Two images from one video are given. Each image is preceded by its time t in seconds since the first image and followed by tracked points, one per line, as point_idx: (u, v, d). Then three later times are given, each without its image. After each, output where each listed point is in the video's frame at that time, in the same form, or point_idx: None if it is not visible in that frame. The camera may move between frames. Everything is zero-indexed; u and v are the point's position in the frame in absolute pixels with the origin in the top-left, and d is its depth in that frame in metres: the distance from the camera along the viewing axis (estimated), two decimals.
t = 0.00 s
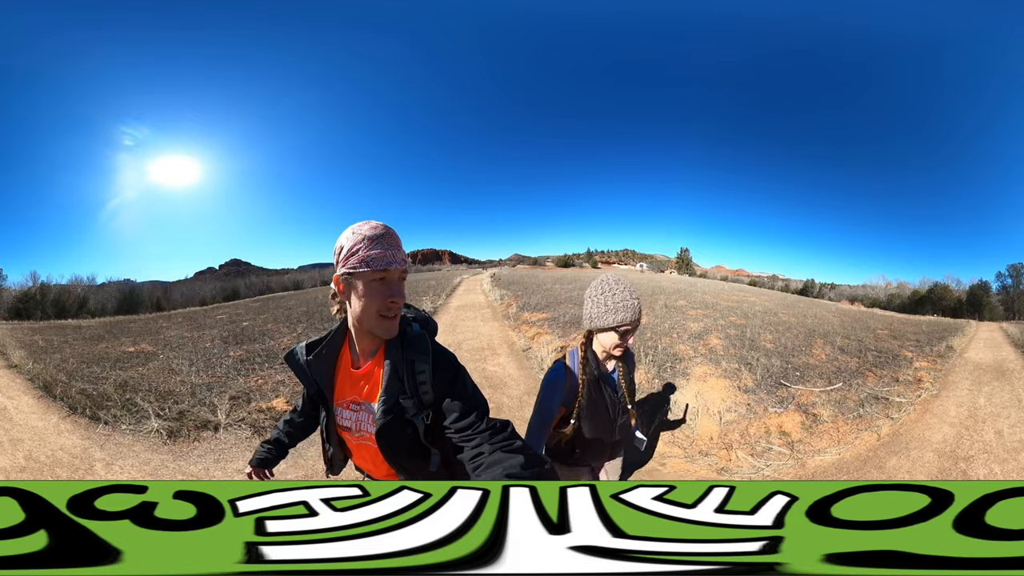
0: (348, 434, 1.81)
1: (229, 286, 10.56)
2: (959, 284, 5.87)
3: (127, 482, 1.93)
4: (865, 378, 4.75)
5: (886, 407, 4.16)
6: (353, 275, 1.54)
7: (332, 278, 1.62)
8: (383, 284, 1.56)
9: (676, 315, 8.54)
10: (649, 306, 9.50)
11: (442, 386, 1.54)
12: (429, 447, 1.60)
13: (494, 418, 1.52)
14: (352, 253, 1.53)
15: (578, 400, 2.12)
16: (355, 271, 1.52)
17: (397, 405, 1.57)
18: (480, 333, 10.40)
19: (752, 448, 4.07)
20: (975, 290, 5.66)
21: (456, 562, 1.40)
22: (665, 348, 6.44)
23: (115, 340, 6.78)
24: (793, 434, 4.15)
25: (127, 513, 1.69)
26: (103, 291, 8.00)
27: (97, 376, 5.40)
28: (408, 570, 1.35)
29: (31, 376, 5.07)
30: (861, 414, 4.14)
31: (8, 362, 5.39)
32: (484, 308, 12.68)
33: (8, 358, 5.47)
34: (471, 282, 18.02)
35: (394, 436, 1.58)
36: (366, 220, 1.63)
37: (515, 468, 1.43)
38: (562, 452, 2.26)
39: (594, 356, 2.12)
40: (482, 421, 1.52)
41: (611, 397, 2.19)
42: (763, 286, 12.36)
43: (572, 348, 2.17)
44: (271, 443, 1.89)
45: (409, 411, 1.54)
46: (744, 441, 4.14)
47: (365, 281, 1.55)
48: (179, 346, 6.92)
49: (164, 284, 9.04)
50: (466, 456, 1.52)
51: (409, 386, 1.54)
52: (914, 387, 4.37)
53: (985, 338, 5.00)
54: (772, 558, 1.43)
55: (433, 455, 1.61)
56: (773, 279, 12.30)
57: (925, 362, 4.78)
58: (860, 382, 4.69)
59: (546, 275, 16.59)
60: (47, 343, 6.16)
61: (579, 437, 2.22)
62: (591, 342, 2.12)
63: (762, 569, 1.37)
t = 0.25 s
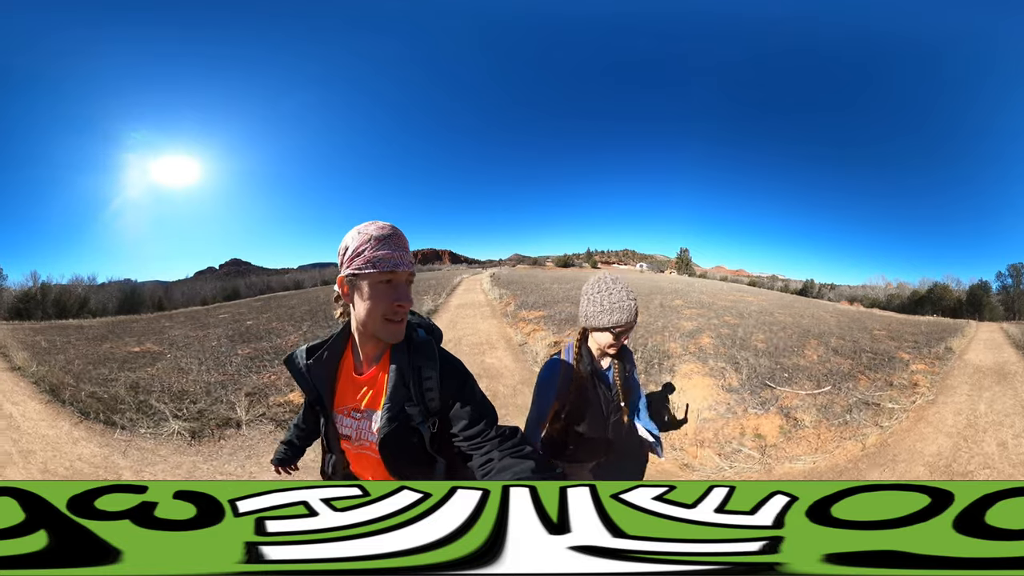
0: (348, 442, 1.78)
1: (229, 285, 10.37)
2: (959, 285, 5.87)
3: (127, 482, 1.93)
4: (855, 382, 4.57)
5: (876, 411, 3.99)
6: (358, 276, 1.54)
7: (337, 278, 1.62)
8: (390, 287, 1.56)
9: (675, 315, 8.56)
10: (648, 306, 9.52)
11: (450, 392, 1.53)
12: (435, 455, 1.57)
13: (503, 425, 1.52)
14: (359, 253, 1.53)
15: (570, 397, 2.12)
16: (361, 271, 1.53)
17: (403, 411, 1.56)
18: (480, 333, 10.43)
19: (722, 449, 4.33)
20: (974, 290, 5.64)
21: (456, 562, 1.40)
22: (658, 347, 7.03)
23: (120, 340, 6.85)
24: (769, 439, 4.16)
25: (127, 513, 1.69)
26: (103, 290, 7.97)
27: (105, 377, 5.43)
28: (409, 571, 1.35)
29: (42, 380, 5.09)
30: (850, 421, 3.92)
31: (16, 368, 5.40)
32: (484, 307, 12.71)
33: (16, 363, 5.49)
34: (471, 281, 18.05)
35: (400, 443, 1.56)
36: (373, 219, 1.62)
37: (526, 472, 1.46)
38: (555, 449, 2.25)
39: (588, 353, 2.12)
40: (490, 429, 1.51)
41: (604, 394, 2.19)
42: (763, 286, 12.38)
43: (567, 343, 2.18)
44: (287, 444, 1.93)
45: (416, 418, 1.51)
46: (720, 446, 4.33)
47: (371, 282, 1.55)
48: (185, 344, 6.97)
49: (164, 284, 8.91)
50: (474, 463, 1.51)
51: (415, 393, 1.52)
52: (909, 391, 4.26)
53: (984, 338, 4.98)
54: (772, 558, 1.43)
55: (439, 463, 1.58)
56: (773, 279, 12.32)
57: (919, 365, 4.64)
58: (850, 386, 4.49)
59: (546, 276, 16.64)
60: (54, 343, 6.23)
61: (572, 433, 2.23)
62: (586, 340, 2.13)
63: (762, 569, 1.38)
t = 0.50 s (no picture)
0: (358, 435, 1.79)
1: (229, 286, 10.26)
2: (959, 284, 5.87)
3: (127, 482, 1.93)
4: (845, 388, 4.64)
5: (862, 421, 4.04)
6: (363, 271, 1.54)
7: (341, 274, 1.62)
8: (394, 281, 1.56)
9: (675, 315, 8.56)
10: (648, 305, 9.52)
11: (454, 382, 1.54)
12: (442, 445, 1.60)
13: (505, 416, 1.55)
14: (363, 248, 1.53)
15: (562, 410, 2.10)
16: (365, 267, 1.53)
17: (409, 402, 1.58)
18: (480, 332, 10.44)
19: (686, 445, 4.53)
20: (974, 290, 5.64)
21: (456, 562, 1.40)
22: (644, 344, 7.10)
23: (125, 341, 6.87)
24: (735, 440, 4.41)
25: (127, 513, 1.69)
26: (104, 289, 7.97)
27: (116, 380, 5.41)
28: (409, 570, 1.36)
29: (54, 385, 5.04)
30: (833, 430, 4.02)
31: (24, 373, 5.34)
32: (484, 306, 12.71)
33: (23, 367, 5.43)
34: (471, 281, 18.06)
35: (406, 435, 1.58)
36: (377, 216, 1.62)
37: (525, 465, 1.47)
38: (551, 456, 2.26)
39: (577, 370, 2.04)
40: (493, 419, 1.53)
41: (598, 408, 2.15)
42: (762, 286, 12.39)
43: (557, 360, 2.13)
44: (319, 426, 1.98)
45: (421, 408, 1.53)
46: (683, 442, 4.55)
47: (375, 277, 1.55)
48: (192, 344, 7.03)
49: (167, 284, 8.77)
50: (477, 454, 1.54)
51: (420, 384, 1.54)
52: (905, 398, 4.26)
53: (983, 339, 4.98)
54: (772, 557, 1.43)
55: (445, 453, 1.62)
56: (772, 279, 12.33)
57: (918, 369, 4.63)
58: (836, 391, 4.58)
59: (546, 276, 16.64)
60: (59, 344, 6.23)
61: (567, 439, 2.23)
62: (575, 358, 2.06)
63: (762, 569, 1.38)
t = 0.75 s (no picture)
0: (357, 436, 1.79)
1: (230, 284, 10.91)
2: (959, 285, 5.87)
3: (127, 482, 1.93)
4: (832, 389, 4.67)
5: (846, 426, 4.07)
6: (364, 273, 1.54)
7: (343, 276, 1.62)
8: (395, 283, 1.56)
9: (674, 314, 8.57)
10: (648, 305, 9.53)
11: (454, 385, 1.54)
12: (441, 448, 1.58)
13: (505, 418, 1.54)
14: (364, 251, 1.53)
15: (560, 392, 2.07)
16: (367, 269, 1.53)
17: (408, 404, 1.57)
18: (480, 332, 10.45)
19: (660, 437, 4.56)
20: (974, 290, 5.65)
21: (456, 562, 1.40)
22: (636, 339, 7.22)
23: (129, 340, 6.89)
24: (707, 436, 4.45)
25: (127, 513, 1.69)
26: (105, 290, 8.14)
27: (127, 381, 5.41)
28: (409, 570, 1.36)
29: (66, 388, 4.99)
30: (812, 433, 4.05)
31: (32, 376, 5.27)
32: (484, 306, 12.73)
33: (31, 369, 5.37)
34: (471, 280, 18.08)
35: (405, 437, 1.58)
36: (379, 217, 1.61)
37: (527, 466, 1.46)
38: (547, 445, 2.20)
39: (576, 348, 2.06)
40: (493, 422, 1.53)
41: (595, 390, 2.15)
42: (762, 286, 12.41)
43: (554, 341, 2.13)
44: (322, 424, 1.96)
45: (421, 411, 1.53)
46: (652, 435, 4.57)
47: (376, 279, 1.55)
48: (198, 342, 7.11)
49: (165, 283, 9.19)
50: (477, 457, 1.53)
51: (420, 385, 1.55)
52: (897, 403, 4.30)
53: (983, 339, 4.99)
54: (772, 558, 1.43)
55: (445, 456, 1.59)
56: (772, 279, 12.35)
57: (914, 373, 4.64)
58: (824, 393, 4.56)
59: (545, 275, 16.65)
60: (64, 345, 6.25)
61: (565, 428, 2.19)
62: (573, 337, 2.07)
63: (762, 569, 1.37)
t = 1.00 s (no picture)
0: (359, 431, 1.80)
1: (231, 284, 11.13)
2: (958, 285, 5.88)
3: (127, 482, 1.93)
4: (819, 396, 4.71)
5: (823, 435, 4.02)
6: (365, 269, 1.54)
7: (343, 271, 1.62)
8: (395, 278, 1.56)
9: (673, 315, 8.61)
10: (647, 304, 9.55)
11: (454, 376, 1.54)
12: (444, 441, 1.59)
13: (503, 410, 1.52)
14: (364, 247, 1.52)
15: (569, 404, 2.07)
16: (368, 264, 1.52)
17: (409, 396, 1.57)
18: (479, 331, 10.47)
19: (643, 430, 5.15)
20: (974, 290, 5.64)
21: (456, 562, 1.40)
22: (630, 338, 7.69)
23: (134, 341, 7.06)
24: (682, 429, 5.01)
25: (127, 513, 1.69)
26: (107, 289, 8.15)
27: (136, 384, 5.37)
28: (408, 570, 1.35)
29: (75, 392, 4.92)
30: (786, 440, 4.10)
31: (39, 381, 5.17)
32: (484, 305, 12.75)
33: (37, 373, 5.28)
34: (471, 280, 18.11)
35: (407, 429, 1.57)
36: (378, 213, 1.61)
37: (524, 459, 1.42)
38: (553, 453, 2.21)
39: (585, 361, 2.08)
40: (492, 413, 1.52)
41: (602, 402, 2.18)
42: (761, 286, 12.43)
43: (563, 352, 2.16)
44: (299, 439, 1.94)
45: (421, 402, 1.53)
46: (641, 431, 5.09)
47: (377, 275, 1.55)
48: (205, 342, 7.42)
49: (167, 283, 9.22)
50: (477, 448, 1.52)
51: (421, 377, 1.55)
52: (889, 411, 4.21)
53: (982, 341, 4.98)
54: (772, 558, 1.43)
55: (450, 449, 1.60)
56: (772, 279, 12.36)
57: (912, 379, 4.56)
58: (807, 398, 4.67)
59: (545, 275, 16.66)
60: (67, 347, 6.25)
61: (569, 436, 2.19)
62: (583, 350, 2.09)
63: (762, 569, 1.37)
